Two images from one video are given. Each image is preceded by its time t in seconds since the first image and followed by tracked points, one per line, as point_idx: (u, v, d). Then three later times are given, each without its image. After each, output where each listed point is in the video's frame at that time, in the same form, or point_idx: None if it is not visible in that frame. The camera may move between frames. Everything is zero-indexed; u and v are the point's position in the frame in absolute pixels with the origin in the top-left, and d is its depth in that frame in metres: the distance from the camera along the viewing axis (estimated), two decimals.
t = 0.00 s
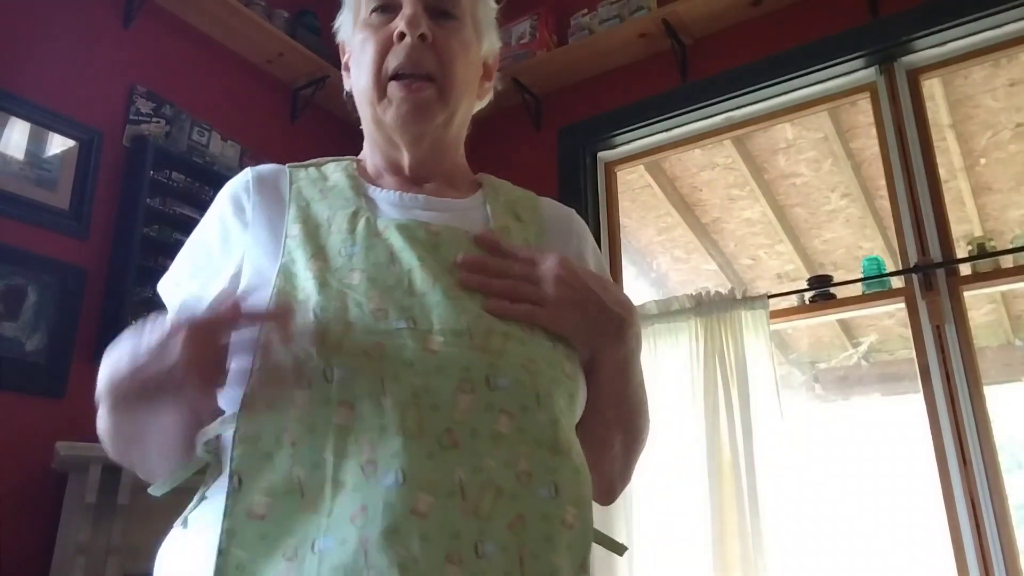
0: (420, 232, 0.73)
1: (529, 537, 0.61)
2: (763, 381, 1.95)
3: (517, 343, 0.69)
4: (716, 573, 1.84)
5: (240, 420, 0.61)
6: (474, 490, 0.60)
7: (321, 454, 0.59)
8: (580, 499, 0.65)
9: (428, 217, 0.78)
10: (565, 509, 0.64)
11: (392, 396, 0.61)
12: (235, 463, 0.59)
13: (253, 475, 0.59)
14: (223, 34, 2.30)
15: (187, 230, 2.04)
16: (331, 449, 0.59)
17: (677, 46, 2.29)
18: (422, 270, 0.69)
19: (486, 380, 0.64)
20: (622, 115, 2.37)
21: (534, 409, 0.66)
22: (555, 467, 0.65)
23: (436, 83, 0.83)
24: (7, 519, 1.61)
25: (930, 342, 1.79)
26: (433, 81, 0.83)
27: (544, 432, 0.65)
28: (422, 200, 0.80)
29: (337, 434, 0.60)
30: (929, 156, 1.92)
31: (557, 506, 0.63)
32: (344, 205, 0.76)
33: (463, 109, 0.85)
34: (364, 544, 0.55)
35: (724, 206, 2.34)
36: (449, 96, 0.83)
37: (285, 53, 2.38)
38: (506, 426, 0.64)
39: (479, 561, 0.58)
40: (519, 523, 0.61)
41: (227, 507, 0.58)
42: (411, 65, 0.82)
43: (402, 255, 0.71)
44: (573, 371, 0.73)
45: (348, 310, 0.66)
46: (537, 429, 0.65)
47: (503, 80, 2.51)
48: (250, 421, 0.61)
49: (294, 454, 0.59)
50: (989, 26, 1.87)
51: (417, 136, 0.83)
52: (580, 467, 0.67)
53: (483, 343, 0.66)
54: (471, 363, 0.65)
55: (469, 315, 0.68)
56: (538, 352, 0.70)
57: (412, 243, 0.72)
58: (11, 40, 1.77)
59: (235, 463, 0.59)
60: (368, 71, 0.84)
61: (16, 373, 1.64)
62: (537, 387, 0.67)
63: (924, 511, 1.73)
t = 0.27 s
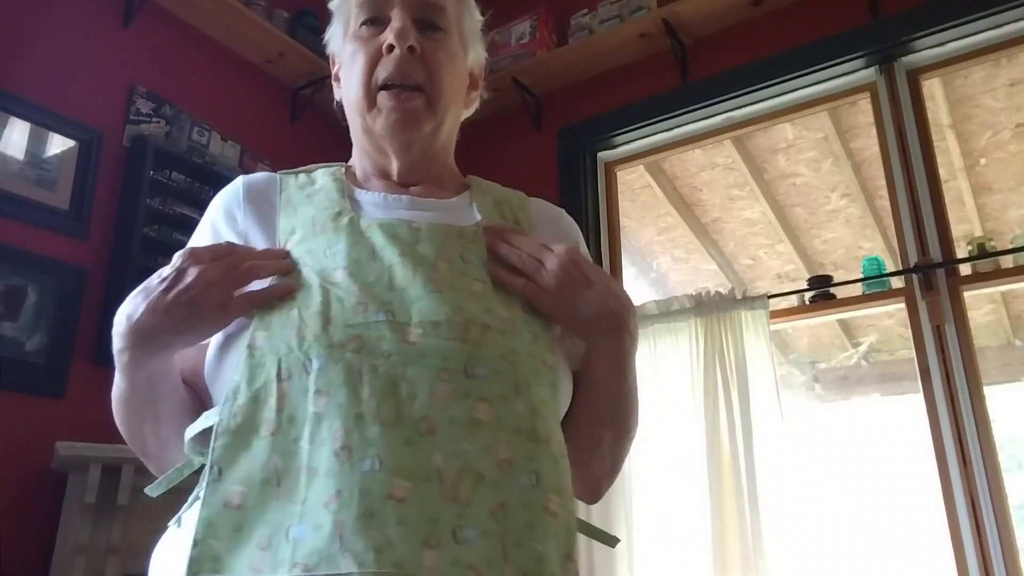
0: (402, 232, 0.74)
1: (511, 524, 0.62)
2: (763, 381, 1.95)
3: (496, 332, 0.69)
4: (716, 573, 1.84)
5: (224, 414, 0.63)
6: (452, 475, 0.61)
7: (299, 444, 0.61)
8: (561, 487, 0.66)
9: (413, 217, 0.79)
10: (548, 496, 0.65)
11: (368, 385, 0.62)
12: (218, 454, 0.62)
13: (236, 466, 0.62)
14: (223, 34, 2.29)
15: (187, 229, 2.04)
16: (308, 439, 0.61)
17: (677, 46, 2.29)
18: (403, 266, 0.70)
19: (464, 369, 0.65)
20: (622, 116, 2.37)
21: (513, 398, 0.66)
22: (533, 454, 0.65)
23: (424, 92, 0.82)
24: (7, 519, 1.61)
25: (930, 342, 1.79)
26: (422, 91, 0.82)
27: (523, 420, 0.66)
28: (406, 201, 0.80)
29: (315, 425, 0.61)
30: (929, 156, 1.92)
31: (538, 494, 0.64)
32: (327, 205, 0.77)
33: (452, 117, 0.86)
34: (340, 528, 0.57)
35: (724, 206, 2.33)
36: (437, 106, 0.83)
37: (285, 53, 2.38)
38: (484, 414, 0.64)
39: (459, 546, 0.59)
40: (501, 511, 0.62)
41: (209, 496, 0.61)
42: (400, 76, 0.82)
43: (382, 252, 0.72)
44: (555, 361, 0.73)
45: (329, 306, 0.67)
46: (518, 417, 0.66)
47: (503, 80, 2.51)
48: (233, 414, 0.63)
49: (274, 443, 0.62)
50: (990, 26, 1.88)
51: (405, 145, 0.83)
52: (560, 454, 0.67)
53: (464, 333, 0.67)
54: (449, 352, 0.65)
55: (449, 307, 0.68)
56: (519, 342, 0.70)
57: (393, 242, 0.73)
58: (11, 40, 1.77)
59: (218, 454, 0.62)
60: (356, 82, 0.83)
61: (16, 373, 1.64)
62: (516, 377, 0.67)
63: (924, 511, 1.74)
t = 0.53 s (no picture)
0: (388, 233, 0.74)
1: (489, 523, 0.62)
2: (762, 381, 1.95)
3: (477, 331, 0.68)
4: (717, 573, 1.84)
5: (207, 416, 0.65)
6: (429, 477, 0.61)
7: (281, 446, 0.63)
8: (543, 485, 0.65)
9: (399, 218, 0.78)
10: (526, 496, 0.64)
11: (348, 386, 0.63)
12: (201, 456, 0.63)
13: (219, 467, 0.63)
14: (222, 34, 2.30)
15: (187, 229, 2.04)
16: (290, 440, 0.62)
17: (677, 46, 2.29)
18: (386, 266, 0.70)
19: (444, 368, 0.65)
20: (622, 116, 2.37)
21: (494, 396, 0.66)
22: (513, 452, 0.65)
23: (412, 92, 0.82)
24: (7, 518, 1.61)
25: (930, 342, 1.79)
26: (409, 90, 0.82)
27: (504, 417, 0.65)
28: (394, 203, 0.80)
29: (296, 426, 0.63)
30: (929, 156, 1.92)
31: (518, 493, 0.64)
32: (316, 209, 0.77)
33: (440, 115, 0.85)
34: (319, 529, 0.58)
35: (724, 206, 2.33)
36: (425, 104, 0.82)
37: (285, 53, 2.39)
38: (464, 414, 0.64)
39: (436, 547, 0.59)
40: (479, 509, 0.62)
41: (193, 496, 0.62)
42: (386, 76, 0.81)
43: (368, 253, 0.72)
44: (541, 359, 0.72)
45: (312, 307, 0.68)
46: (498, 414, 0.65)
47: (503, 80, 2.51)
48: (216, 416, 0.64)
49: (257, 445, 0.63)
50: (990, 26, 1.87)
51: (394, 144, 0.83)
52: (544, 451, 0.67)
53: (445, 333, 0.67)
54: (428, 352, 0.65)
55: (432, 306, 0.68)
56: (502, 340, 0.69)
57: (378, 242, 0.73)
58: (11, 40, 1.77)
59: (202, 455, 0.63)
60: (344, 84, 0.83)
61: (16, 373, 1.64)
62: (497, 375, 0.67)
63: (925, 510, 1.74)
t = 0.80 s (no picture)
0: (384, 231, 0.74)
1: (478, 521, 0.62)
2: (762, 381, 1.95)
3: (469, 330, 0.68)
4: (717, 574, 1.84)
5: (200, 413, 0.65)
6: (417, 476, 0.61)
7: (273, 443, 0.63)
8: (534, 482, 0.65)
9: (397, 218, 0.79)
10: (516, 494, 0.64)
11: (338, 384, 0.63)
12: (195, 454, 0.64)
13: (213, 464, 0.64)
14: (222, 33, 2.29)
15: (187, 229, 2.04)
16: (282, 438, 0.63)
17: (677, 46, 2.29)
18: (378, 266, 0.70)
19: (434, 366, 0.64)
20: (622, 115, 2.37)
21: (483, 394, 0.65)
22: (504, 450, 0.64)
23: (402, 97, 0.82)
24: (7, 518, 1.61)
25: (930, 342, 1.79)
26: (399, 95, 0.82)
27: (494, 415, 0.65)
28: (391, 203, 0.80)
29: (286, 422, 0.63)
30: (929, 157, 1.92)
31: (508, 491, 0.63)
32: (314, 210, 0.77)
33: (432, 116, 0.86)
34: (307, 528, 0.58)
35: (724, 206, 2.33)
36: (416, 108, 0.83)
37: (285, 53, 2.38)
38: (452, 412, 0.64)
39: (423, 546, 0.59)
40: (468, 507, 0.61)
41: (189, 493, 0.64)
42: (376, 82, 0.81)
43: (363, 252, 0.72)
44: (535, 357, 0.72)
45: (304, 306, 0.68)
46: (489, 412, 0.65)
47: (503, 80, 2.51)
48: (209, 413, 0.65)
49: (250, 443, 0.64)
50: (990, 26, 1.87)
51: (388, 149, 0.84)
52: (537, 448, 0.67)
53: (437, 333, 0.66)
54: (418, 351, 0.65)
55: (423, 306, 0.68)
56: (494, 338, 0.69)
57: (375, 242, 0.73)
58: (11, 41, 1.77)
59: (196, 454, 0.64)
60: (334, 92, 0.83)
61: (16, 373, 1.64)
62: (487, 373, 0.66)
63: (925, 510, 1.74)
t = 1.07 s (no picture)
0: (377, 232, 0.74)
1: (471, 518, 0.61)
2: (762, 381, 1.95)
3: (459, 327, 0.68)
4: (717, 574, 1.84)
5: (194, 415, 0.65)
6: (409, 474, 0.61)
7: (267, 443, 0.63)
8: (527, 480, 0.65)
9: (389, 218, 0.78)
10: (509, 492, 0.64)
11: (330, 383, 0.63)
12: (191, 455, 0.64)
13: (207, 465, 0.64)
14: (222, 34, 2.30)
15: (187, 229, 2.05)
16: (276, 438, 0.63)
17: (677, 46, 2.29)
18: (370, 265, 0.70)
19: (426, 364, 0.64)
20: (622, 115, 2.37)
21: (474, 393, 0.65)
22: (496, 449, 0.64)
23: (390, 89, 0.82)
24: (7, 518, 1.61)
25: (930, 342, 1.79)
26: (387, 87, 0.82)
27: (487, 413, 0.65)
28: (384, 202, 0.79)
29: (280, 423, 0.63)
30: (929, 157, 1.92)
31: (502, 489, 0.63)
32: (307, 211, 0.78)
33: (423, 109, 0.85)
34: (299, 526, 0.59)
35: (724, 206, 2.33)
36: (405, 99, 0.82)
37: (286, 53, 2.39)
38: (444, 410, 0.63)
39: (415, 543, 0.59)
40: (461, 505, 0.61)
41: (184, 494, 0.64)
42: (363, 77, 0.82)
43: (355, 253, 0.72)
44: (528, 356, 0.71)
45: (297, 305, 0.68)
46: (481, 410, 0.65)
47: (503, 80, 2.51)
48: (202, 414, 0.65)
49: (245, 444, 0.64)
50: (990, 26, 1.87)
51: (380, 143, 0.83)
52: (530, 447, 0.67)
53: (429, 331, 0.66)
54: (409, 349, 0.65)
55: (415, 304, 0.68)
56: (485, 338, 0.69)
57: (366, 242, 0.73)
58: (11, 40, 1.77)
59: (191, 455, 0.64)
60: (324, 93, 0.84)
61: (16, 373, 1.64)
62: (479, 371, 0.66)
63: (925, 510, 1.74)
